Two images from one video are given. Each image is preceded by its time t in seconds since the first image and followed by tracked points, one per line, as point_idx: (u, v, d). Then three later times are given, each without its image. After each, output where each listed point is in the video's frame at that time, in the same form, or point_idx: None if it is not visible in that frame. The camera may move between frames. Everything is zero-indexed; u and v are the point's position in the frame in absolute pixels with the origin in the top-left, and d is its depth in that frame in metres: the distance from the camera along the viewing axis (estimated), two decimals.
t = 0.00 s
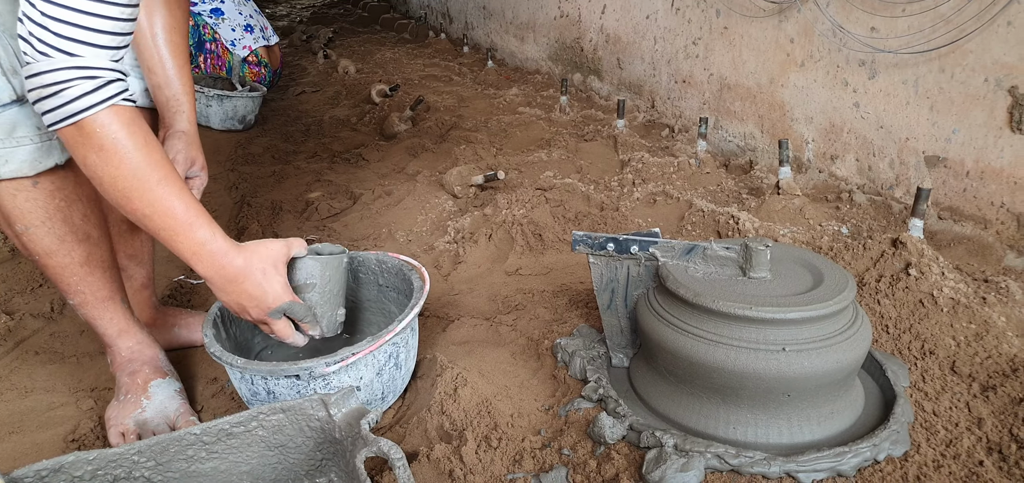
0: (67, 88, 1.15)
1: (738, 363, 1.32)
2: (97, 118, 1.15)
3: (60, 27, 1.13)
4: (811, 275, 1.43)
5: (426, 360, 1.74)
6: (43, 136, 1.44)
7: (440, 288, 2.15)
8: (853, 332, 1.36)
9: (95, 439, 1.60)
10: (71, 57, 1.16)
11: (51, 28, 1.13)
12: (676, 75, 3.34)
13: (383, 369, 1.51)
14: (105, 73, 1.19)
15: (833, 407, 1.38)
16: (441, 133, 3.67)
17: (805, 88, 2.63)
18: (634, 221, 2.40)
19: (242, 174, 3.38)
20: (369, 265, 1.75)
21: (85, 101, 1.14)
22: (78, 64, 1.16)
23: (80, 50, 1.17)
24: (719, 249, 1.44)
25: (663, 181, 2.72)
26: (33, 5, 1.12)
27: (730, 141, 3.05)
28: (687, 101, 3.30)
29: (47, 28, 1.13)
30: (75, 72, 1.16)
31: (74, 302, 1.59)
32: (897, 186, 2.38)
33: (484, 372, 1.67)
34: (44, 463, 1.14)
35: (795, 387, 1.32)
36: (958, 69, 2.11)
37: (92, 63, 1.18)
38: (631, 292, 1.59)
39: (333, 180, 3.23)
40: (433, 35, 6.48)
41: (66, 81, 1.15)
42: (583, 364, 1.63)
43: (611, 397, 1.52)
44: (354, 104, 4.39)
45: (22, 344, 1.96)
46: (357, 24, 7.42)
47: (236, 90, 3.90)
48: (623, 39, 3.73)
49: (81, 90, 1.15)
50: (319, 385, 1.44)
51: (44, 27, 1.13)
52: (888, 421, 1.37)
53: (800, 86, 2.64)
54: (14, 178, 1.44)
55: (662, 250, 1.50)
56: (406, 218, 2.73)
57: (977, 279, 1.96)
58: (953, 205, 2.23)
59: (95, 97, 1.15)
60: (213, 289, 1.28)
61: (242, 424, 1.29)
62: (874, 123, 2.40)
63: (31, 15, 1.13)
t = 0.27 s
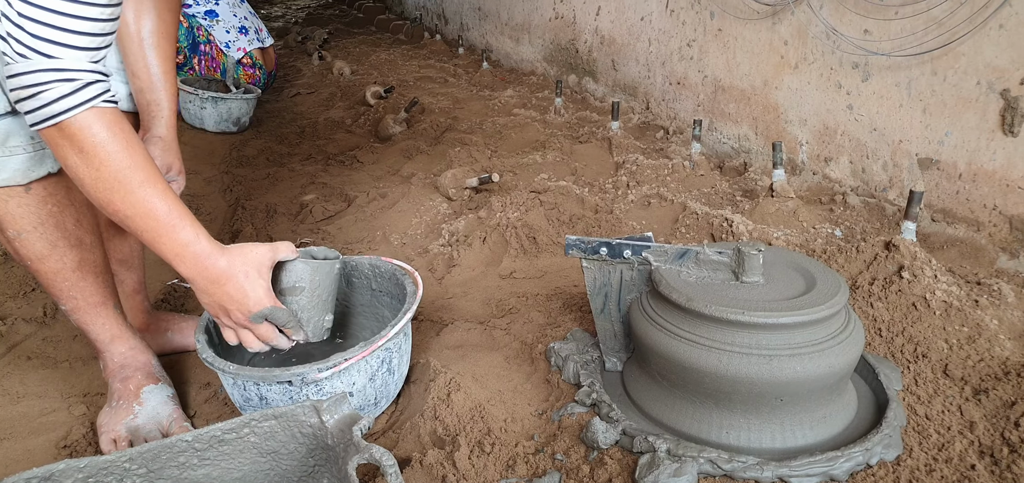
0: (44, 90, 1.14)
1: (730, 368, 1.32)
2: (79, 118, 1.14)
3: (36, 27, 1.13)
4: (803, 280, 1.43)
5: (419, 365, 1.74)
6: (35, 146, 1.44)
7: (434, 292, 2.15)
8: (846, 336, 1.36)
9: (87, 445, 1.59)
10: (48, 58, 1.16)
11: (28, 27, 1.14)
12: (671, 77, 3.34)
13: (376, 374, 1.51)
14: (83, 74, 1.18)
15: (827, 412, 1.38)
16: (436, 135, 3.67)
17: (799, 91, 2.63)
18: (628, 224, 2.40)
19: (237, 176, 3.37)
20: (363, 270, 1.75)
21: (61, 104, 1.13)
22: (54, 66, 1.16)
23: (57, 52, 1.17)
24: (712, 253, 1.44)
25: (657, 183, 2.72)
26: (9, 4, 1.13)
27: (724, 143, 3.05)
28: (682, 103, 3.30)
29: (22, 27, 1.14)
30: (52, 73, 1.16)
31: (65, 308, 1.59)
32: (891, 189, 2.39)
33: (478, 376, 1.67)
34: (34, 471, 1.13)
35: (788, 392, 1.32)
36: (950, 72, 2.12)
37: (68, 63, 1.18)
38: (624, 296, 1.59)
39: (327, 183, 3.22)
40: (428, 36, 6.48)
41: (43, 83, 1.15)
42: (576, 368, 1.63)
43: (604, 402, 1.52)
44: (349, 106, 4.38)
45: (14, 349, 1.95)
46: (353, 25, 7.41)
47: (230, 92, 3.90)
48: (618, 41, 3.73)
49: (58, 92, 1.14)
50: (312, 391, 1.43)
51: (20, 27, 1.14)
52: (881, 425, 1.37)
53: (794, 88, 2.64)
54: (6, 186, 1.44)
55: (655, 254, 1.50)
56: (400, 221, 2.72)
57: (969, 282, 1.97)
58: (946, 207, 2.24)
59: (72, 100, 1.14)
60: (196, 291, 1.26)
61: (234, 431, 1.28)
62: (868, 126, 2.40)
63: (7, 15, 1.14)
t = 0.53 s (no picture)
0: (21, 77, 1.15)
1: (718, 373, 1.32)
2: (60, 108, 1.15)
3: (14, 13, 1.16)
4: (792, 284, 1.43)
5: (409, 370, 1.73)
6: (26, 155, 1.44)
7: (425, 296, 2.14)
8: (834, 341, 1.36)
9: (75, 452, 1.58)
10: (25, 45, 1.17)
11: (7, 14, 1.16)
12: (663, 79, 3.34)
13: (365, 380, 1.51)
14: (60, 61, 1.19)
15: (815, 416, 1.38)
16: (429, 137, 3.66)
17: (790, 93, 2.63)
18: (620, 227, 2.40)
19: (229, 179, 3.36)
20: (352, 275, 1.75)
21: (39, 92, 1.14)
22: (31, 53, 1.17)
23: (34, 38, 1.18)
24: (700, 257, 1.44)
25: (649, 186, 2.72)
26: None
27: (717, 145, 3.05)
28: (675, 105, 3.30)
29: None
30: (29, 60, 1.17)
31: (52, 314, 1.58)
32: (882, 191, 2.39)
33: (468, 381, 1.67)
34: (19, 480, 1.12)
35: (776, 397, 1.32)
36: (940, 74, 2.12)
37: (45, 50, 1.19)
38: (614, 301, 1.59)
39: (320, 185, 3.22)
40: (423, 37, 6.47)
41: (20, 70, 1.16)
42: (566, 373, 1.63)
43: (594, 407, 1.52)
44: (342, 108, 4.37)
45: (3, 355, 1.94)
46: (347, 26, 7.40)
47: (223, 94, 3.88)
48: (611, 42, 3.73)
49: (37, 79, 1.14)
50: (301, 397, 1.43)
51: None
52: (869, 430, 1.37)
53: (786, 90, 2.65)
54: None
55: (644, 259, 1.50)
56: (392, 224, 2.72)
57: (960, 285, 1.97)
58: (937, 209, 2.24)
59: (52, 88, 1.14)
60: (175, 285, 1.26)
61: (222, 438, 1.28)
62: (859, 128, 2.41)
63: None
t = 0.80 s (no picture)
0: None
1: (702, 378, 1.31)
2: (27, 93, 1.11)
3: None
4: (774, 288, 1.43)
5: (393, 376, 1.72)
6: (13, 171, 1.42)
7: (411, 300, 2.13)
8: (817, 345, 1.36)
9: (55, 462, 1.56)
10: None
11: None
12: (651, 80, 3.34)
13: (347, 388, 1.50)
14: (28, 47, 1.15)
15: (799, 421, 1.38)
16: (417, 138, 3.65)
17: (777, 94, 2.64)
18: (607, 230, 2.39)
19: (216, 182, 3.34)
20: (335, 280, 1.74)
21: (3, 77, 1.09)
22: None
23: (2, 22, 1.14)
24: (684, 262, 1.44)
25: (637, 188, 2.72)
26: None
27: (704, 147, 3.06)
28: (663, 106, 3.30)
29: None
30: None
31: (34, 326, 1.56)
32: (868, 192, 2.40)
33: (452, 387, 1.66)
34: None
35: (760, 402, 1.32)
36: (924, 77, 2.13)
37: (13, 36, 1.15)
38: (598, 305, 1.58)
39: (307, 188, 3.20)
40: (412, 38, 6.45)
41: None
42: (550, 378, 1.62)
43: (578, 412, 1.51)
44: (330, 109, 4.35)
45: None
46: (337, 26, 7.37)
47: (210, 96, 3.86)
48: (600, 43, 3.73)
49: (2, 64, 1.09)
50: (282, 406, 1.42)
51: None
52: (852, 434, 1.37)
53: (772, 92, 2.65)
54: None
55: (628, 264, 1.49)
56: (379, 227, 2.70)
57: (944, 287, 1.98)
58: (922, 211, 2.25)
59: (16, 74, 1.10)
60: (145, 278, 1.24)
61: (201, 448, 1.27)
62: (845, 130, 2.41)
63: None
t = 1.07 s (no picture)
0: None
1: (682, 380, 1.31)
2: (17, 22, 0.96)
3: None
4: (755, 288, 1.43)
5: (373, 380, 1.70)
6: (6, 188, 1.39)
7: (393, 302, 2.11)
8: (798, 346, 1.36)
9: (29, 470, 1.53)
10: None
11: None
12: (635, 80, 3.34)
13: (325, 392, 1.48)
14: None
15: (780, 422, 1.37)
16: (401, 139, 3.62)
17: (759, 94, 2.64)
18: (590, 230, 2.38)
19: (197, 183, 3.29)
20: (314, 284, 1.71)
21: None
22: None
23: None
24: (664, 263, 1.43)
25: (620, 188, 2.71)
26: None
27: (688, 146, 3.05)
28: (647, 106, 3.30)
29: None
30: None
31: (18, 339, 1.53)
32: (850, 191, 2.40)
33: (433, 391, 1.64)
34: None
35: (740, 403, 1.31)
36: (905, 76, 2.13)
37: None
38: (579, 307, 1.57)
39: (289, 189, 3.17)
40: (397, 38, 6.42)
41: None
42: (532, 381, 1.61)
43: (559, 415, 1.50)
44: (314, 110, 4.31)
45: None
46: (321, 26, 7.32)
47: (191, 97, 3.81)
48: (584, 43, 3.72)
49: None
50: (259, 411, 1.39)
51: None
52: (832, 434, 1.37)
53: (755, 91, 2.65)
54: None
55: (609, 265, 1.48)
56: (362, 228, 2.68)
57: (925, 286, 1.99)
58: (903, 210, 2.26)
59: None
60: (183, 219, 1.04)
61: (175, 455, 1.24)
62: (827, 129, 2.42)
63: None
